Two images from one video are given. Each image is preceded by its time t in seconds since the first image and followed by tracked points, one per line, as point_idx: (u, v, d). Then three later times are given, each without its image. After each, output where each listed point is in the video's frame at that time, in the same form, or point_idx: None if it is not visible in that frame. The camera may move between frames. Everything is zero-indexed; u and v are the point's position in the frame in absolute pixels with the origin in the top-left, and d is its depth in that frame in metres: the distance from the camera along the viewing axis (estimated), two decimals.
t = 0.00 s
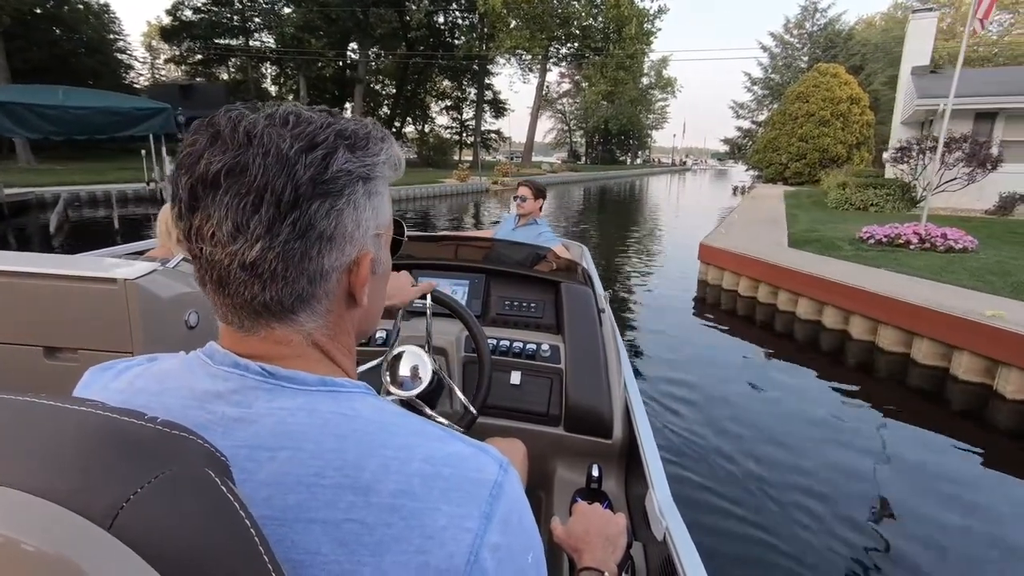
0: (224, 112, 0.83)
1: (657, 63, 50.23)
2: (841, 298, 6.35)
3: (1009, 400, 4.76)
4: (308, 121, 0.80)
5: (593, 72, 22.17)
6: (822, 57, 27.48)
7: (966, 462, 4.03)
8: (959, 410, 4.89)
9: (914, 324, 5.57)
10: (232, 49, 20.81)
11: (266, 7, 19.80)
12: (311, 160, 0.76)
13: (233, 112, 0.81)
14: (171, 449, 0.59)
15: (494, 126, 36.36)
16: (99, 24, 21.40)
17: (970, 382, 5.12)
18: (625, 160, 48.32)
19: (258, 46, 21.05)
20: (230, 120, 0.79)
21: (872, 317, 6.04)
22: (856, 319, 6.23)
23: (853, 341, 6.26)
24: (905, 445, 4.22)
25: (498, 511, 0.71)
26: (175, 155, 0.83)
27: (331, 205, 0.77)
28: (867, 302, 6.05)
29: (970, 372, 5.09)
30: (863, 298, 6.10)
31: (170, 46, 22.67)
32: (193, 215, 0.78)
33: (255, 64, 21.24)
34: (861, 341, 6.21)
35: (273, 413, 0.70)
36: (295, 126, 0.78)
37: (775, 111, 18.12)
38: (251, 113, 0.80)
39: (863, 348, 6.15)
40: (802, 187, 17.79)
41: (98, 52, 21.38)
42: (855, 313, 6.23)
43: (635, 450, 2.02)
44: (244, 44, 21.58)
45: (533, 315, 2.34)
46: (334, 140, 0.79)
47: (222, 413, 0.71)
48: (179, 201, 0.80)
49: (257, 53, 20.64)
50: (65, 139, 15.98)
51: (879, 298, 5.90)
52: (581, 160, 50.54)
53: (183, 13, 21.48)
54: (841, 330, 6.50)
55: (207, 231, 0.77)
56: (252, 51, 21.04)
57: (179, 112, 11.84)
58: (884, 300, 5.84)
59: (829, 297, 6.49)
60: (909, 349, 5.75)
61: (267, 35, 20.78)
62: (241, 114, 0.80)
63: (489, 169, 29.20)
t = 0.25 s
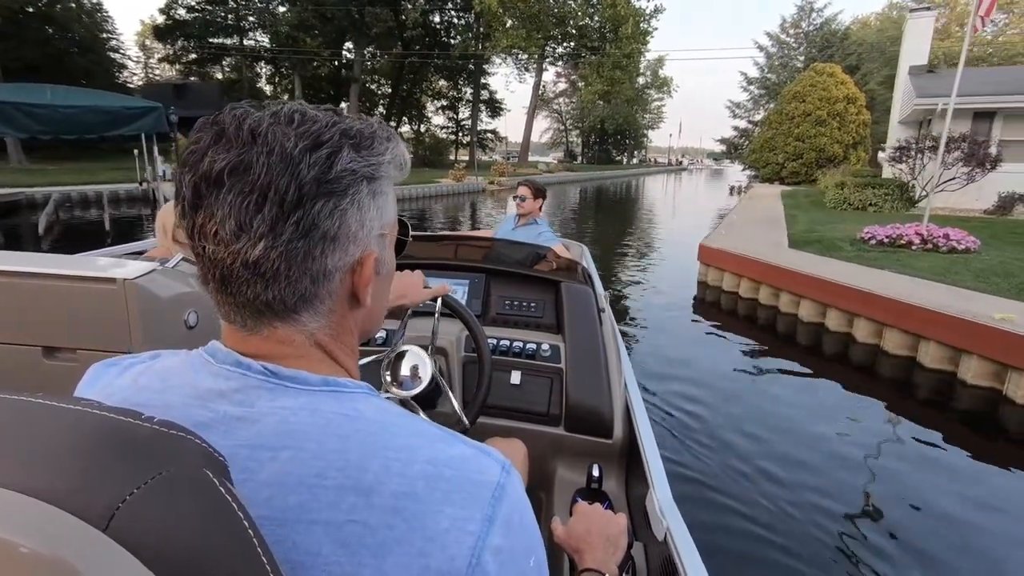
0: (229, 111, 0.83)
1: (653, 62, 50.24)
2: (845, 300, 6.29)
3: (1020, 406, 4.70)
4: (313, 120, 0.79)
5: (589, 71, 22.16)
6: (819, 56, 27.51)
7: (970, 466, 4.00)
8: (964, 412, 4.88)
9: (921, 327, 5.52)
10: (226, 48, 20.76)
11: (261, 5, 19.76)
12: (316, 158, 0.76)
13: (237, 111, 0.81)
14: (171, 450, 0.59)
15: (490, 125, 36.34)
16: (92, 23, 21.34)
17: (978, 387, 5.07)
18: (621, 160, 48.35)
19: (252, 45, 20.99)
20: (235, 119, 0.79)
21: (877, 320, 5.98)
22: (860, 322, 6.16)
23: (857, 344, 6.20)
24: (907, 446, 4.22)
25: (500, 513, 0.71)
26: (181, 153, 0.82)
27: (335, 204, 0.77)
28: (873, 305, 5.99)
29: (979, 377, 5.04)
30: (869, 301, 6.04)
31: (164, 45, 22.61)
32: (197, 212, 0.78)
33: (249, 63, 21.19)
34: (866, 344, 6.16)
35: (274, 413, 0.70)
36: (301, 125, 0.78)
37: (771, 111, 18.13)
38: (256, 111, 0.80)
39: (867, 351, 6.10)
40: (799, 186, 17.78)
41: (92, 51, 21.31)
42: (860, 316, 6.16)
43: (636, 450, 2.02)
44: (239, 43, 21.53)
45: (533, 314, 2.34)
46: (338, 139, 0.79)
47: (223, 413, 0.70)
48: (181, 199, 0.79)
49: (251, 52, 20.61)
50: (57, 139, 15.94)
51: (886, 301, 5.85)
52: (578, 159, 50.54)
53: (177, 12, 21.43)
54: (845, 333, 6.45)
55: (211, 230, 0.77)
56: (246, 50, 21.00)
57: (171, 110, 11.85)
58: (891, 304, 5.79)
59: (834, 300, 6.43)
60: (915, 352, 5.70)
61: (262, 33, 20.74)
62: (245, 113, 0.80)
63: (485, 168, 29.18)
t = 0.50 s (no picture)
0: (230, 111, 0.83)
1: (650, 62, 50.25)
2: (849, 302, 6.15)
3: None
4: (314, 120, 0.79)
5: (586, 71, 22.18)
6: (815, 56, 27.53)
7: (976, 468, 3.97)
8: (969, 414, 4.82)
9: (927, 330, 5.36)
10: (221, 47, 20.73)
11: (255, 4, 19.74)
12: (318, 159, 0.76)
13: (240, 110, 0.81)
14: (174, 454, 0.59)
15: (486, 125, 36.32)
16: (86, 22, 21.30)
17: (989, 393, 4.91)
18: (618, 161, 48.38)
19: (247, 44, 20.97)
20: (237, 119, 0.79)
21: (881, 323, 5.85)
22: (865, 324, 6.03)
23: (861, 347, 6.07)
24: (908, 448, 4.20)
25: (503, 518, 0.70)
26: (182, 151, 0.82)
27: (335, 206, 0.77)
28: (877, 307, 5.85)
29: (987, 381, 4.90)
30: (873, 303, 5.90)
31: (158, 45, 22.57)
32: (198, 213, 0.78)
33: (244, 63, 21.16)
34: (871, 347, 6.00)
35: (276, 415, 0.70)
36: (302, 124, 0.78)
37: (768, 111, 18.18)
38: (258, 110, 0.80)
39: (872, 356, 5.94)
40: (796, 186, 17.79)
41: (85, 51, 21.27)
42: (864, 319, 6.03)
43: (636, 451, 2.02)
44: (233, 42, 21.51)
45: (534, 315, 2.34)
46: (340, 139, 0.78)
47: (223, 415, 0.70)
48: (182, 199, 0.80)
49: (246, 51, 20.60)
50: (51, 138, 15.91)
51: (891, 303, 5.70)
52: (574, 159, 50.55)
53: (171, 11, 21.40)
54: (850, 335, 6.31)
55: (213, 231, 0.77)
56: (241, 50, 20.99)
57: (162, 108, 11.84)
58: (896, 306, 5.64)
59: (837, 301, 6.29)
60: (922, 355, 5.53)
61: (256, 32, 20.72)
62: (247, 112, 0.80)
63: (481, 168, 29.18)
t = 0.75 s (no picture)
0: (236, 114, 0.83)
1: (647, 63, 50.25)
2: (855, 305, 6.08)
3: None
4: (318, 122, 0.79)
5: (583, 71, 22.18)
6: (813, 56, 27.52)
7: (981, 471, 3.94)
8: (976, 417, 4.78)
9: (935, 334, 5.29)
10: (216, 46, 20.72)
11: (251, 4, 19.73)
12: (321, 161, 0.76)
13: (245, 112, 0.81)
14: (178, 456, 0.59)
15: (483, 125, 36.31)
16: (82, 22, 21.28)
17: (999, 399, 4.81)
18: (615, 161, 48.36)
19: (242, 43, 20.91)
20: (241, 121, 0.79)
21: (889, 327, 5.77)
22: (871, 328, 5.95)
23: (867, 351, 5.98)
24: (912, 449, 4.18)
25: (507, 520, 0.70)
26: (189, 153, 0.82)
27: (337, 208, 0.77)
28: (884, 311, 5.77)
29: (997, 387, 4.81)
30: (880, 307, 5.82)
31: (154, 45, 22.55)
32: (202, 216, 0.78)
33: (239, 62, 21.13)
34: (878, 351, 5.93)
35: (280, 416, 0.70)
36: (305, 127, 0.78)
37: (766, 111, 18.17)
38: (262, 113, 0.80)
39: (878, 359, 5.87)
40: (795, 186, 17.77)
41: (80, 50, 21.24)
42: (871, 322, 5.94)
43: (638, 452, 2.02)
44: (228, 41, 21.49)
45: (536, 316, 2.34)
46: (343, 142, 0.78)
47: (228, 416, 0.71)
48: (187, 201, 0.80)
49: (241, 51, 20.56)
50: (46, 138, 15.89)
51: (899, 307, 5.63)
52: (572, 159, 50.55)
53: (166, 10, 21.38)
54: (855, 338, 6.23)
55: (218, 233, 0.77)
56: (236, 49, 20.94)
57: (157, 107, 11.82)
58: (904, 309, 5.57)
59: (843, 304, 6.21)
60: (930, 360, 5.45)
61: (252, 32, 20.71)
62: (251, 115, 0.80)
63: (479, 169, 29.16)
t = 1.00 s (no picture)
0: (240, 112, 0.85)
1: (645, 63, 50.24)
2: (861, 308, 5.95)
3: None
4: (312, 118, 0.80)
5: (581, 70, 22.18)
6: (812, 56, 27.50)
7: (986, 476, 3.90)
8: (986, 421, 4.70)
9: (944, 338, 5.16)
10: (212, 46, 20.72)
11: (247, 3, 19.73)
12: (304, 155, 0.76)
13: (245, 111, 0.83)
14: (178, 454, 0.59)
15: (481, 125, 36.30)
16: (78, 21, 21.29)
17: (1012, 405, 4.70)
18: (613, 161, 48.34)
19: (239, 42, 20.87)
20: (239, 118, 0.81)
21: (895, 330, 5.64)
22: (878, 331, 5.81)
23: (874, 355, 5.85)
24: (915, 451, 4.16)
25: (508, 525, 0.70)
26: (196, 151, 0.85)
27: (322, 203, 0.76)
28: (892, 314, 5.64)
29: (1009, 393, 4.69)
30: (887, 310, 5.69)
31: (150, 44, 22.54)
32: (199, 212, 0.80)
33: (236, 62, 21.12)
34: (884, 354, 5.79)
35: (280, 415, 0.70)
36: (294, 123, 0.79)
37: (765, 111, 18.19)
38: (258, 112, 0.81)
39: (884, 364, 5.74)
40: (794, 186, 17.75)
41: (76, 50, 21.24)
42: (877, 325, 5.81)
43: (640, 452, 2.02)
44: (224, 40, 21.50)
45: (538, 315, 2.34)
46: (334, 137, 0.78)
47: (230, 414, 0.71)
48: (189, 199, 0.83)
49: (238, 50, 20.53)
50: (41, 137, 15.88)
51: (907, 310, 5.49)
52: (570, 159, 50.55)
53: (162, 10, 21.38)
54: (861, 341, 6.10)
55: (211, 228, 0.79)
56: (233, 49, 20.92)
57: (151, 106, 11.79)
58: (912, 313, 5.44)
59: (849, 307, 6.08)
60: (938, 364, 5.33)
61: (248, 32, 20.71)
62: (249, 112, 0.82)
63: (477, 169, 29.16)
